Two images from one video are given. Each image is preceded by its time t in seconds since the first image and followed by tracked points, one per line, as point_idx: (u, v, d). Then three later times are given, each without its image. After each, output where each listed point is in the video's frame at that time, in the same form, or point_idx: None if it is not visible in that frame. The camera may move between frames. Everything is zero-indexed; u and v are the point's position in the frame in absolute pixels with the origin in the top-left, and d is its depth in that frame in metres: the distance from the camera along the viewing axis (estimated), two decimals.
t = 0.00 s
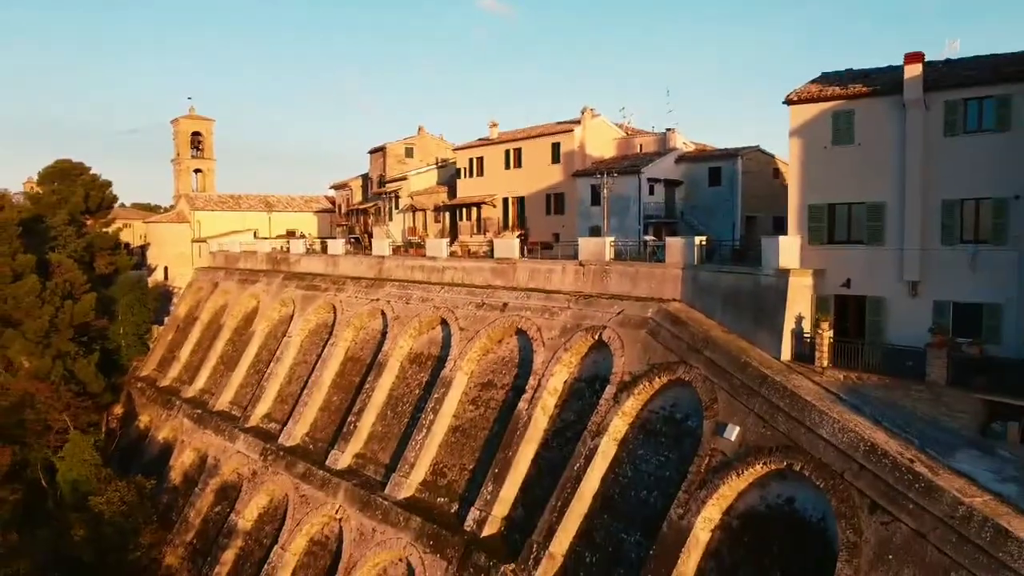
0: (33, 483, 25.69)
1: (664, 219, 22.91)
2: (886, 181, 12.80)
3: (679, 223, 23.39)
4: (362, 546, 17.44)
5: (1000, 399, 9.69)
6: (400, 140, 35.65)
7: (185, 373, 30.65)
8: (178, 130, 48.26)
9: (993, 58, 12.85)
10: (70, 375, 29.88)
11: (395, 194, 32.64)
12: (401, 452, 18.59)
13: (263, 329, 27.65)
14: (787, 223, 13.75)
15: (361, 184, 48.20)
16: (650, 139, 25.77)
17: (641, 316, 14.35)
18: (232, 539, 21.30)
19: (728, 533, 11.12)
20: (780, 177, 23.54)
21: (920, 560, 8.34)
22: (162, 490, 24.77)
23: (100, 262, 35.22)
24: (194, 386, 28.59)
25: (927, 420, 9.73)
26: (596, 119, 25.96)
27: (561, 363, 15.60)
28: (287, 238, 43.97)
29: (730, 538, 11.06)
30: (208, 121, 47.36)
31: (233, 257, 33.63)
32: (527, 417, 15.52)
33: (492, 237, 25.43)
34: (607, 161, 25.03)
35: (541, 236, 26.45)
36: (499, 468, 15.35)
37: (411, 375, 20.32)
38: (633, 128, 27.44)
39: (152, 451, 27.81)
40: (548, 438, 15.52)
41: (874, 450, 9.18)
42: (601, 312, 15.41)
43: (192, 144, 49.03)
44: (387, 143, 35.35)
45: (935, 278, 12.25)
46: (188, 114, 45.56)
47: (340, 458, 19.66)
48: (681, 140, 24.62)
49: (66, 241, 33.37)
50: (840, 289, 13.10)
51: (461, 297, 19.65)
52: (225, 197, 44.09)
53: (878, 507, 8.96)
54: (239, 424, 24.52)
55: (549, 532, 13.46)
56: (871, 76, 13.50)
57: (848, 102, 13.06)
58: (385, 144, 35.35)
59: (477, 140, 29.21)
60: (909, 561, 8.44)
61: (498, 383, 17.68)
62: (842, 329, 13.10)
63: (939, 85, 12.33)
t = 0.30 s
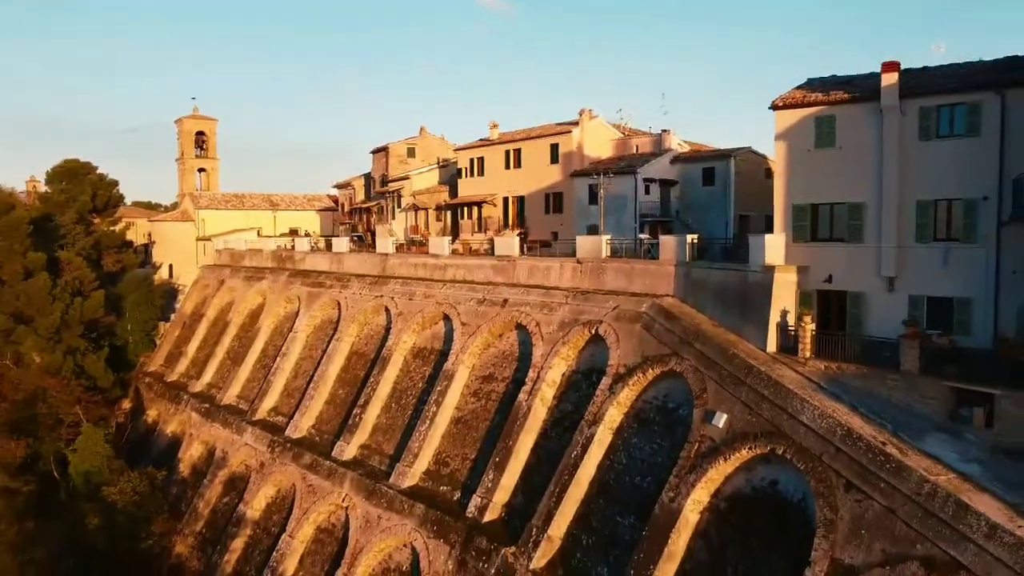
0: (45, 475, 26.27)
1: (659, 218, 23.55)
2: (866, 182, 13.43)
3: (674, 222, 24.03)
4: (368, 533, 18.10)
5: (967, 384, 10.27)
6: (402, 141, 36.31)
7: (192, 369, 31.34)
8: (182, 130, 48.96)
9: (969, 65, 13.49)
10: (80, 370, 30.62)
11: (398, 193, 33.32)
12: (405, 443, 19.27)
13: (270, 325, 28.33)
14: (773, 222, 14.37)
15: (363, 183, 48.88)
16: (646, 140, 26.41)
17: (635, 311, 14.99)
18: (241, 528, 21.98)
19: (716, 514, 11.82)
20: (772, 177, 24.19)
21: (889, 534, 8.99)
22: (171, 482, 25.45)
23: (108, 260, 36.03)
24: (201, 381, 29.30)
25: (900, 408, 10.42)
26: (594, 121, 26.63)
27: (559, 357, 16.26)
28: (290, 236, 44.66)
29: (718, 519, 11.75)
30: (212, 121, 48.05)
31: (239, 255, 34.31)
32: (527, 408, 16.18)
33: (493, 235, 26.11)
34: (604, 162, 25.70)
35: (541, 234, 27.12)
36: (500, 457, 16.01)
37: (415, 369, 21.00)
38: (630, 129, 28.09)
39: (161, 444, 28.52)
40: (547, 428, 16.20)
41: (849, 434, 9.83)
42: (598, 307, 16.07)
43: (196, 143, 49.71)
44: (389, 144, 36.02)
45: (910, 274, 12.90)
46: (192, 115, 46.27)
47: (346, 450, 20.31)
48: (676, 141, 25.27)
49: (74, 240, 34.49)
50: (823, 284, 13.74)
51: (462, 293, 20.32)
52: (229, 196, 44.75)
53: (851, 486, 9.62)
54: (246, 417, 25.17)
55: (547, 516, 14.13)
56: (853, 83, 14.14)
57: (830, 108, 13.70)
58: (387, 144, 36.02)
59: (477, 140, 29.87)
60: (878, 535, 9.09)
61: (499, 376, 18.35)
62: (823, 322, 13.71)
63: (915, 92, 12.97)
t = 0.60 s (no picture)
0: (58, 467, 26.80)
1: (654, 217, 24.23)
2: (847, 183, 14.05)
3: (669, 220, 24.70)
4: (373, 520, 18.80)
5: (936, 373, 10.92)
6: (404, 141, 36.99)
7: (198, 363, 32.03)
8: (186, 129, 49.60)
9: (947, 71, 14.14)
10: (89, 365, 31.37)
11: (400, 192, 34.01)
12: (408, 434, 19.95)
13: (275, 321, 29.01)
14: (760, 221, 15.05)
15: (365, 181, 49.50)
16: (643, 140, 27.08)
17: (629, 306, 15.66)
18: (249, 517, 22.69)
19: (705, 496, 12.52)
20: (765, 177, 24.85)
21: (862, 511, 9.67)
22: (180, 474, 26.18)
23: (115, 257, 36.75)
24: (208, 375, 29.98)
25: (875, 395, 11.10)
26: (591, 122, 27.31)
27: (557, 350, 16.95)
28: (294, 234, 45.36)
29: (706, 501, 12.45)
30: (216, 120, 48.73)
31: (244, 253, 34.96)
32: (525, 399, 16.87)
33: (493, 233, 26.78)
34: (601, 162, 26.36)
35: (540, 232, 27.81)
36: (500, 446, 16.70)
37: (418, 362, 21.69)
38: (627, 130, 28.75)
39: (169, 437, 29.22)
40: (545, 418, 16.89)
41: (826, 420, 10.50)
42: (594, 302, 16.73)
43: (200, 142, 50.38)
44: (391, 143, 36.71)
45: (888, 270, 13.54)
46: (197, 114, 46.97)
47: (352, 440, 21.02)
48: (671, 141, 25.92)
49: (82, 237, 35.13)
50: (807, 280, 14.40)
51: (463, 289, 21.00)
52: (232, 194, 45.41)
53: (828, 467, 10.30)
54: (253, 410, 25.83)
55: (546, 502, 14.82)
56: (836, 89, 14.80)
57: (813, 112, 14.35)
58: (389, 144, 36.71)
59: (478, 140, 30.54)
60: (852, 512, 9.78)
61: (499, 369, 19.03)
62: (807, 315, 14.37)
63: (893, 98, 13.62)
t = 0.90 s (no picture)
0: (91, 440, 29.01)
1: (642, 208, 26.26)
2: (800, 179, 16.03)
3: (656, 211, 26.72)
4: (387, 481, 20.90)
5: (866, 341, 12.99)
6: (409, 135, 38.98)
7: (217, 345, 34.10)
8: (198, 122, 51.55)
9: (889, 82, 16.14)
10: (115, 346, 33.56)
11: (406, 184, 36.09)
12: (418, 404, 22.04)
13: (290, 305, 31.06)
14: (726, 212, 16.98)
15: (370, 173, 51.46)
16: (633, 136, 29.07)
17: (616, 287, 17.69)
18: (272, 483, 24.83)
19: (678, 449, 14.60)
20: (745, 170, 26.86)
21: (800, 451, 11.71)
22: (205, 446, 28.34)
23: (134, 246, 38.62)
24: (228, 356, 32.09)
25: (816, 358, 13.15)
26: (585, 119, 29.35)
27: (552, 327, 19.01)
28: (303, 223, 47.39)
29: (679, 452, 14.54)
30: (226, 113, 50.66)
31: (258, 241, 36.97)
32: (524, 371, 18.95)
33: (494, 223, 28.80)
34: (593, 156, 28.37)
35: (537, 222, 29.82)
36: (501, 413, 18.79)
37: (426, 341, 23.76)
38: (618, 126, 30.74)
39: (192, 413, 31.35)
40: (542, 387, 18.98)
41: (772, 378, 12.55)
42: (585, 284, 18.77)
43: (210, 135, 52.32)
44: (397, 138, 38.72)
45: (834, 254, 15.55)
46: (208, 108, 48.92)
47: (366, 412, 23.13)
48: (659, 137, 27.91)
49: (104, 227, 37.14)
50: (766, 263, 16.29)
51: (467, 274, 23.04)
52: (242, 185, 47.36)
53: (774, 418, 12.36)
54: (271, 387, 27.91)
55: (541, 458, 16.91)
56: (794, 96, 16.81)
57: (771, 118, 16.35)
58: (395, 138, 38.71)
59: (479, 136, 32.51)
60: (792, 453, 11.85)
61: (500, 345, 21.11)
62: (765, 294, 16.18)
63: (838, 107, 15.64)
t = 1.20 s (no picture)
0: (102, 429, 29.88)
1: (639, 202, 26.92)
2: (788, 176, 16.71)
3: (652, 205, 27.38)
4: (391, 466, 21.60)
5: (848, 329, 13.67)
6: (411, 131, 39.65)
7: (223, 337, 34.82)
8: (201, 117, 52.13)
9: (875, 82, 16.79)
10: (124, 338, 34.32)
11: (408, 178, 36.90)
12: (421, 393, 22.75)
13: (295, 297, 31.75)
14: (719, 207, 17.71)
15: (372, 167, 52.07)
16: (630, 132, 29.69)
17: (613, 279, 18.37)
18: (279, 469, 25.57)
19: (671, 433, 15.30)
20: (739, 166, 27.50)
21: (785, 433, 12.39)
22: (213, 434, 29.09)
23: (141, 240, 39.36)
24: (234, 347, 32.81)
25: (801, 346, 13.85)
26: (583, 116, 30.04)
27: (551, 318, 19.71)
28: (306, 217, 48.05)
29: (672, 436, 15.25)
30: (229, 108, 51.26)
31: (263, 235, 37.64)
32: (524, 360, 19.66)
33: (494, 217, 29.45)
34: (592, 152, 29.01)
35: (536, 216, 30.48)
36: (501, 400, 19.49)
37: (429, 331, 24.46)
38: (617, 122, 31.36)
39: (199, 403, 32.10)
40: (541, 375, 19.69)
41: (758, 365, 13.23)
42: (583, 276, 19.44)
43: (214, 130, 52.92)
44: (399, 134, 39.40)
45: (820, 246, 16.22)
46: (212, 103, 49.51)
47: (369, 401, 23.78)
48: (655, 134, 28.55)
49: (112, 221, 38.05)
50: (756, 256, 17.07)
51: (469, 267, 23.73)
52: (245, 179, 47.99)
53: (761, 402, 13.04)
54: (278, 377, 28.64)
55: (541, 443, 17.61)
56: (784, 96, 17.46)
57: (760, 116, 17.03)
58: (397, 134, 39.40)
59: (480, 132, 33.14)
60: (777, 435, 12.54)
61: (501, 335, 21.81)
62: (756, 285, 17.02)
63: (824, 106, 16.31)
